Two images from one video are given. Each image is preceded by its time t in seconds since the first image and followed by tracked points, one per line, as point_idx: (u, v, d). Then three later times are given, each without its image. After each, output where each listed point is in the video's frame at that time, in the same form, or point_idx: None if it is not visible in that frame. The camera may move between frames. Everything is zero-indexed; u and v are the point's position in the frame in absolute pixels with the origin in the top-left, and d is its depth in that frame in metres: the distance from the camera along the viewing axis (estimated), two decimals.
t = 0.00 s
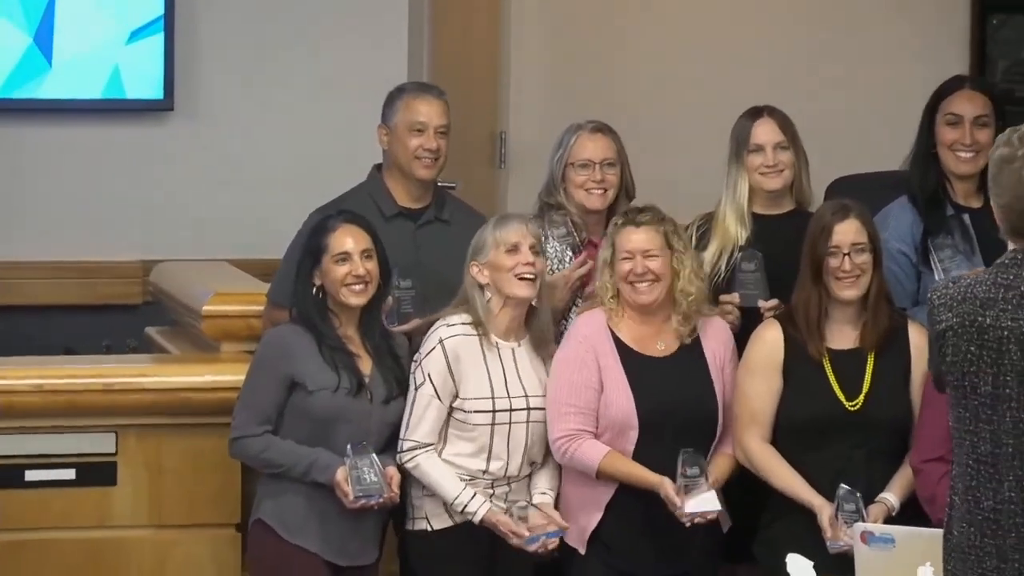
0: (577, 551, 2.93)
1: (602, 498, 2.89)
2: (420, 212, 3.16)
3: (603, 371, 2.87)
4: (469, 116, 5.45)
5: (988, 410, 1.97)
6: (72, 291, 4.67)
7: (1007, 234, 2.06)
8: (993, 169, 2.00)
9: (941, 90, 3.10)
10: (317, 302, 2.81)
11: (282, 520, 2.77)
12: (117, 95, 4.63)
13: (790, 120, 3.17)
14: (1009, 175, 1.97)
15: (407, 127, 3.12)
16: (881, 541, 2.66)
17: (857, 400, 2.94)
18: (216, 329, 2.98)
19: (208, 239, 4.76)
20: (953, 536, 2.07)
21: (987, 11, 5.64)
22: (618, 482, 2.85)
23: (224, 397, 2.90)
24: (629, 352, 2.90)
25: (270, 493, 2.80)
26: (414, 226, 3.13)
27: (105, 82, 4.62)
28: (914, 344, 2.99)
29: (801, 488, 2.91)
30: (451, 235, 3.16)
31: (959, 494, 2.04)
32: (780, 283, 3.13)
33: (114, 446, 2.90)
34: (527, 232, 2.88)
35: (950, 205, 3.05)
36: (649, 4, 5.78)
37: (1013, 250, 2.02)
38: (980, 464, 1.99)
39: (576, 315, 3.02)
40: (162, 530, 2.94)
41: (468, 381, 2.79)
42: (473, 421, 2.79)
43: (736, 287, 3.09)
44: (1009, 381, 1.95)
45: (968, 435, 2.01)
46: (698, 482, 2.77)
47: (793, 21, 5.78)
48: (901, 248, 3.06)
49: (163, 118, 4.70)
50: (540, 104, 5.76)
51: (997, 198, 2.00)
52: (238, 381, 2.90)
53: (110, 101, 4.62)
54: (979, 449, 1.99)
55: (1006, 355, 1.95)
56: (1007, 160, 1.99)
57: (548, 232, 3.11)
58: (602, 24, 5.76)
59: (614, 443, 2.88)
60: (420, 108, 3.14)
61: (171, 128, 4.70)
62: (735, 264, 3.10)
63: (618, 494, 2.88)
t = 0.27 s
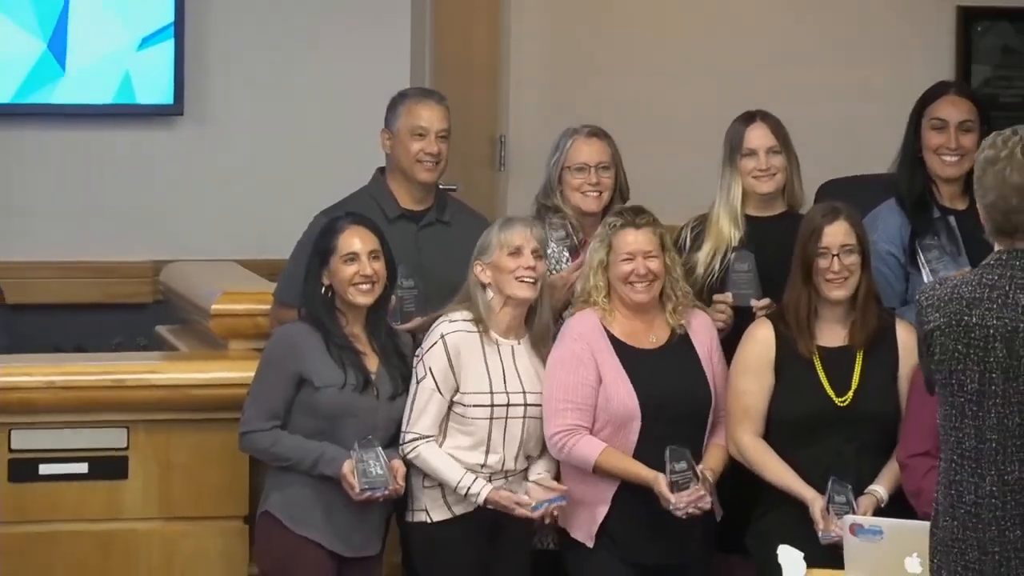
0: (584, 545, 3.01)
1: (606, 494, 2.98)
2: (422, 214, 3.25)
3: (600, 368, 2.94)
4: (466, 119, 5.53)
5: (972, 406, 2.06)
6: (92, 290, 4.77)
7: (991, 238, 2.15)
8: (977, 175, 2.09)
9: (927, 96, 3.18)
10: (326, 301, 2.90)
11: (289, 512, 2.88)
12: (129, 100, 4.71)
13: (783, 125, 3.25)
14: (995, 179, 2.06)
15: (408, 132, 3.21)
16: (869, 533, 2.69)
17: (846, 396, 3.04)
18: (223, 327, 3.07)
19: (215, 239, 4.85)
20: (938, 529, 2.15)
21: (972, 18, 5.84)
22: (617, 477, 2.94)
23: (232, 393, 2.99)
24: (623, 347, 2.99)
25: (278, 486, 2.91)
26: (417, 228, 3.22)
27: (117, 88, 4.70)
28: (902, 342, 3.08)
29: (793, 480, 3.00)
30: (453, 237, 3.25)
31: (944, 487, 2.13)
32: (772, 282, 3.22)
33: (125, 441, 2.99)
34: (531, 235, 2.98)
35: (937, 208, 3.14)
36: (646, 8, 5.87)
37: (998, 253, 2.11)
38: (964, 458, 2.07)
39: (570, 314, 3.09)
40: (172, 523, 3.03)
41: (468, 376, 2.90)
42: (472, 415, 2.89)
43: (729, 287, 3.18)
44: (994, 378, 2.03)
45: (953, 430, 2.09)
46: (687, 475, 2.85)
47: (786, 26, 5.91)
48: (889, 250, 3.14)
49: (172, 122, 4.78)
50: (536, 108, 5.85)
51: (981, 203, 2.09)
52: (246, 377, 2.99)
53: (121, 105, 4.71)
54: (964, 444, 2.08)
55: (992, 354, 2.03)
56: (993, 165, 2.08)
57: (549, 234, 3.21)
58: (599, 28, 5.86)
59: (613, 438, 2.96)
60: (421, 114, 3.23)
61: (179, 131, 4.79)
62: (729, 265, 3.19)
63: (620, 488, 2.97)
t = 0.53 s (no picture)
0: (576, 532, 3.12)
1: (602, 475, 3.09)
2: (414, 215, 3.35)
3: (595, 359, 3.05)
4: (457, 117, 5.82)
5: (969, 401, 2.18)
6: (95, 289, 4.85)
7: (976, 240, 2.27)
8: (970, 179, 2.20)
9: (903, 101, 3.28)
10: (321, 299, 3.00)
11: (287, 506, 2.99)
12: (129, 105, 4.79)
13: (764, 130, 3.34)
14: (991, 182, 2.17)
15: (399, 136, 3.30)
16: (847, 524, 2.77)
17: (825, 392, 3.14)
18: (221, 325, 3.16)
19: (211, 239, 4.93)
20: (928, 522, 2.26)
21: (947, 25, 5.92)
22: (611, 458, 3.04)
23: (230, 389, 3.08)
24: (617, 342, 3.09)
25: (275, 480, 3.01)
26: (409, 229, 3.31)
27: (117, 93, 4.78)
28: (879, 339, 3.19)
29: (772, 473, 3.11)
30: (444, 238, 3.35)
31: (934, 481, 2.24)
32: (752, 282, 3.33)
33: (126, 436, 3.08)
34: (512, 237, 3.06)
35: (912, 209, 3.23)
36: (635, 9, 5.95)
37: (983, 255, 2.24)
38: (959, 453, 2.19)
39: (558, 311, 3.18)
40: (172, 515, 3.13)
41: (459, 374, 2.99)
42: (461, 411, 2.99)
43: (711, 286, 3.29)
44: (989, 374, 2.16)
45: (948, 426, 2.21)
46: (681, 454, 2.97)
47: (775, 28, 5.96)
48: (867, 250, 3.25)
49: (172, 126, 4.87)
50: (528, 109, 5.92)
51: (974, 206, 2.21)
52: (244, 374, 3.08)
53: (121, 109, 4.79)
54: (958, 439, 2.19)
55: (987, 351, 2.17)
56: (985, 169, 2.19)
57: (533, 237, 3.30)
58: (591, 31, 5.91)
59: (604, 428, 3.06)
60: (412, 119, 3.32)
61: (180, 136, 4.88)
62: (711, 265, 3.29)
63: (611, 475, 3.09)
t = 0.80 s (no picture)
0: (559, 522, 3.24)
1: (583, 465, 3.21)
2: (401, 217, 3.47)
3: (577, 356, 3.18)
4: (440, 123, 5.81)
5: (952, 396, 2.24)
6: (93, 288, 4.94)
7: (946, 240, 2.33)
8: (957, 184, 2.24)
9: (871, 107, 3.41)
10: (305, 299, 3.12)
11: (279, 498, 3.11)
12: (127, 110, 4.91)
13: (739, 135, 3.46)
14: (980, 188, 2.22)
15: (386, 141, 3.41)
16: (817, 514, 2.88)
17: (796, 386, 3.27)
18: (216, 323, 3.28)
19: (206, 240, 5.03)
20: (903, 515, 2.30)
21: (914, 35, 6.01)
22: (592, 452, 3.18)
23: (224, 385, 3.20)
24: (600, 339, 3.23)
25: (268, 472, 3.14)
26: (396, 230, 3.44)
27: (116, 99, 4.90)
28: (848, 334, 3.32)
29: (744, 464, 3.24)
30: (429, 238, 3.47)
31: (913, 475, 2.28)
32: (727, 282, 3.46)
33: (124, 429, 3.20)
34: (487, 232, 3.19)
35: (881, 211, 3.37)
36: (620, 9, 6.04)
37: (953, 255, 2.31)
38: (945, 445, 2.24)
39: (540, 311, 3.33)
40: (169, 506, 3.25)
41: (449, 365, 3.13)
42: (454, 401, 3.13)
43: (689, 285, 3.41)
44: (970, 368, 2.23)
45: (931, 421, 2.26)
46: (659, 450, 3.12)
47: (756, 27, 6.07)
48: (837, 250, 3.39)
49: (167, 130, 4.97)
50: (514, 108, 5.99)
51: (958, 211, 2.25)
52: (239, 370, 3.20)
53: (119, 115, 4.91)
54: (943, 432, 2.25)
55: (967, 346, 2.24)
56: (971, 174, 2.24)
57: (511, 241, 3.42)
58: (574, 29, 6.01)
59: (585, 422, 3.19)
60: (398, 125, 3.43)
61: (174, 141, 4.98)
62: (688, 266, 3.42)
63: (591, 468, 3.21)
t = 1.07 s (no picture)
0: (539, 513, 3.39)
1: (562, 460, 3.36)
2: (390, 218, 3.61)
3: (557, 355, 3.32)
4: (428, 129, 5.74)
5: (906, 383, 2.33)
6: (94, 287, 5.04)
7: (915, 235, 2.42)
8: (915, 185, 2.34)
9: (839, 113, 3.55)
10: (295, 295, 3.26)
11: (270, 487, 3.26)
12: (126, 116, 5.01)
13: (714, 139, 3.61)
14: (937, 187, 2.31)
15: (376, 145, 3.55)
16: (789, 503, 3.05)
17: (770, 381, 3.42)
18: (213, 319, 3.41)
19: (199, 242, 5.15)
20: (873, 495, 2.40)
21: (881, 43, 5.96)
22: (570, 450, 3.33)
23: (221, 378, 3.34)
24: (579, 337, 3.37)
25: (260, 464, 3.28)
26: (386, 230, 3.58)
27: (116, 105, 5.00)
28: (819, 332, 3.48)
29: (718, 455, 3.38)
30: (417, 238, 3.61)
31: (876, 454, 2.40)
32: (704, 280, 3.61)
33: (125, 422, 3.33)
34: (471, 232, 3.34)
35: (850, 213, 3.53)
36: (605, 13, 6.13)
37: (923, 253, 2.39)
38: (899, 429, 2.34)
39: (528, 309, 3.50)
40: (168, 496, 3.38)
41: (442, 357, 3.28)
42: (449, 391, 3.29)
43: (666, 283, 3.56)
44: (924, 359, 2.31)
45: (889, 404, 2.36)
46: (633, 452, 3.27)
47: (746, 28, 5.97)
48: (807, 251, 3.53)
49: (164, 136, 5.08)
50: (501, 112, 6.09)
51: (918, 211, 2.35)
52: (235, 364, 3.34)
53: (118, 122, 5.00)
54: (898, 416, 2.35)
55: (923, 337, 2.32)
56: (928, 175, 2.34)
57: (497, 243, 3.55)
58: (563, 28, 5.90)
59: (563, 416, 3.34)
60: (387, 129, 3.57)
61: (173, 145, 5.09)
62: (665, 265, 3.56)
63: (570, 461, 3.36)
